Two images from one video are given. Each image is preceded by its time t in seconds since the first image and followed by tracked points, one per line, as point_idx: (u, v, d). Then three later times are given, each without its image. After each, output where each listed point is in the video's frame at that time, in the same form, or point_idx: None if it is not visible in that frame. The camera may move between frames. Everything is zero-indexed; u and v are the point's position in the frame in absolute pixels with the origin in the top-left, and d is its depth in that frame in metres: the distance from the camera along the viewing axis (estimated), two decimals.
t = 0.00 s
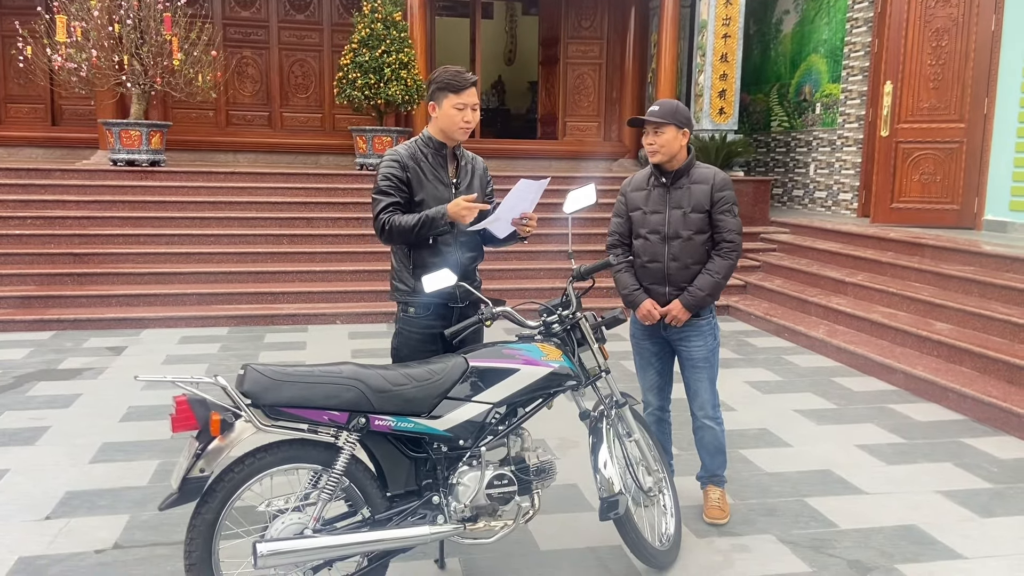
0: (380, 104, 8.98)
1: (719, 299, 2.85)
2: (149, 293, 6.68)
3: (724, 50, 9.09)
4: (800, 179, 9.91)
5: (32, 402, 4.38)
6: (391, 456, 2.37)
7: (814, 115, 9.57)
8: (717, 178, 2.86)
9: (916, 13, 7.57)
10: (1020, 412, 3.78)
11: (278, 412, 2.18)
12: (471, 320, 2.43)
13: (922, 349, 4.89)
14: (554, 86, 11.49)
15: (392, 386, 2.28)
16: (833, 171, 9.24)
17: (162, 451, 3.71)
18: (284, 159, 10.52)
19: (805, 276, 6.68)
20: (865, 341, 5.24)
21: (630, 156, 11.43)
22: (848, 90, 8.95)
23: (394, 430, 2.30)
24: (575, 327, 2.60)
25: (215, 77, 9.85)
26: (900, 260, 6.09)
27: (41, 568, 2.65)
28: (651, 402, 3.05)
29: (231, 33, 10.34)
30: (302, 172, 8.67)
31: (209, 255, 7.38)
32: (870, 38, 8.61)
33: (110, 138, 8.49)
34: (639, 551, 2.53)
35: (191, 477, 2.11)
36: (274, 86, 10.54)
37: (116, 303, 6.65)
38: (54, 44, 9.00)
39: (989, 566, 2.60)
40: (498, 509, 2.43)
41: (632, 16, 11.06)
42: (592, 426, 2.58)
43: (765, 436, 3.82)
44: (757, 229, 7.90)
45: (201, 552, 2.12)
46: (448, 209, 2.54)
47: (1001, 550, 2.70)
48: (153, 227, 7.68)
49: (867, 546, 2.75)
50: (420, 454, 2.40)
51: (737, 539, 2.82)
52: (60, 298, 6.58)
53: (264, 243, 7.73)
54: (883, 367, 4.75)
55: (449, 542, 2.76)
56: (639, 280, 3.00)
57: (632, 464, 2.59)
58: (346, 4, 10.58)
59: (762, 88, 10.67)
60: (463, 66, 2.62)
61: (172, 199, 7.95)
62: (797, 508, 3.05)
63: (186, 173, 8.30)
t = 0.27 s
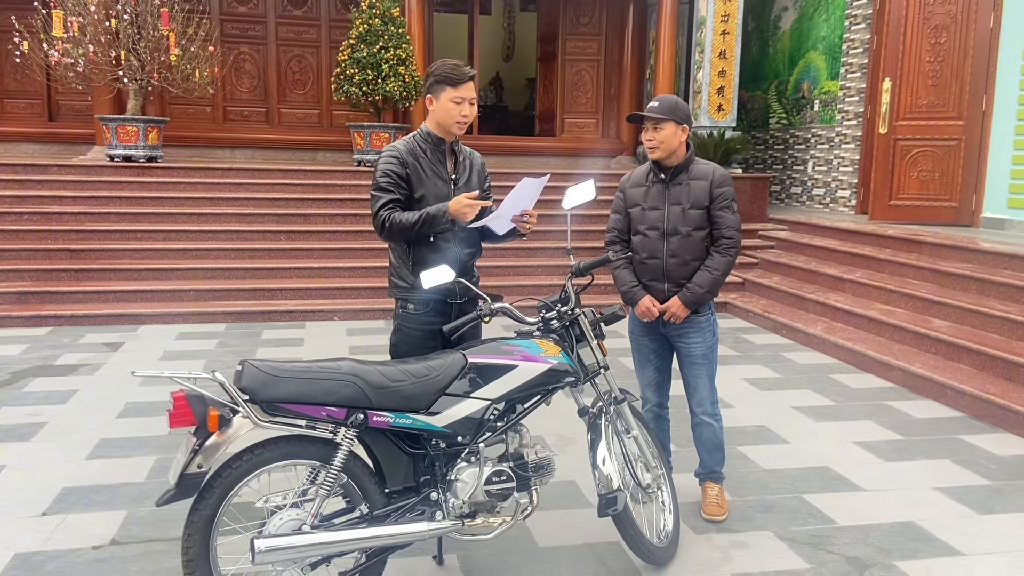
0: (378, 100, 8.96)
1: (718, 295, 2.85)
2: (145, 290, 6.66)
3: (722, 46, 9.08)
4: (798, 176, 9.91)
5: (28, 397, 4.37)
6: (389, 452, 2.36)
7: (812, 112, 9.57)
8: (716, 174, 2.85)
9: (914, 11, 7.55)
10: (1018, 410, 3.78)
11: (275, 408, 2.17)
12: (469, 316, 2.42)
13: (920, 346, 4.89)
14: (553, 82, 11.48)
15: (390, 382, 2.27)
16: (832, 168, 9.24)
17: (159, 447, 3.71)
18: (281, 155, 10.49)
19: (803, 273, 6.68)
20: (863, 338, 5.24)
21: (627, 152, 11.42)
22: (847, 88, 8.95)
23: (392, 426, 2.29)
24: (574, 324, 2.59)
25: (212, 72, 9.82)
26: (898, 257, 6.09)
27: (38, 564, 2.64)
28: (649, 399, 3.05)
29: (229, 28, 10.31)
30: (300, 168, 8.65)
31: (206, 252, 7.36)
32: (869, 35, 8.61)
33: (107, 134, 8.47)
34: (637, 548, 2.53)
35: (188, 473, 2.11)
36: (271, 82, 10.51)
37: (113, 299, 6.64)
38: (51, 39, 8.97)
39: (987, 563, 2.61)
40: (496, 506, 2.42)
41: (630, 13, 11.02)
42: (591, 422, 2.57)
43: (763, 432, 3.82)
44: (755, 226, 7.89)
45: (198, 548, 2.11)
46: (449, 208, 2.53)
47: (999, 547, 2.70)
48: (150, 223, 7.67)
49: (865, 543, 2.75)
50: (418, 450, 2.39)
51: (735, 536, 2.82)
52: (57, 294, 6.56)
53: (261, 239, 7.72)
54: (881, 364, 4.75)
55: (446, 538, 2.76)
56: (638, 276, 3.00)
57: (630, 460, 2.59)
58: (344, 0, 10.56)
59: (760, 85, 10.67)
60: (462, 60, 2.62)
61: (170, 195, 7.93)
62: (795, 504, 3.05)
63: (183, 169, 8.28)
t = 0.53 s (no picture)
0: (376, 99, 8.96)
1: (715, 295, 2.85)
2: (143, 288, 6.65)
3: (720, 45, 9.08)
4: (796, 175, 9.92)
5: (25, 396, 4.36)
6: (387, 451, 2.36)
7: (810, 112, 9.57)
8: (713, 173, 2.85)
9: (911, 10, 7.58)
10: (1015, 408, 3.79)
11: (273, 407, 2.17)
12: (467, 315, 2.42)
13: (917, 345, 4.90)
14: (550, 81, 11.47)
15: (388, 381, 2.27)
16: (829, 167, 9.25)
17: (156, 446, 3.70)
18: (279, 153, 10.46)
19: (800, 272, 6.69)
20: (861, 337, 5.25)
21: (625, 151, 11.41)
22: (844, 87, 8.96)
23: (389, 425, 2.29)
24: (572, 322, 2.59)
25: (210, 70, 9.80)
26: (895, 256, 6.10)
27: (35, 563, 2.64)
28: (647, 397, 3.05)
29: (226, 27, 10.28)
30: (297, 166, 8.64)
31: (203, 250, 7.35)
32: (866, 34, 8.61)
33: (104, 132, 8.45)
34: (635, 547, 2.53)
35: (185, 472, 2.10)
36: (269, 81, 10.50)
37: (110, 297, 6.62)
38: (48, 36, 8.95)
39: (984, 561, 2.61)
40: (494, 504, 2.42)
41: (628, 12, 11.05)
42: (588, 421, 2.57)
43: (760, 431, 3.82)
44: (753, 225, 7.90)
45: (195, 548, 2.11)
46: (449, 208, 2.53)
47: (997, 546, 2.70)
48: (147, 222, 7.65)
49: (862, 541, 2.75)
50: (416, 449, 2.39)
51: (732, 534, 2.82)
52: (54, 292, 6.55)
53: (258, 238, 7.70)
54: (878, 363, 4.76)
55: (444, 537, 2.75)
56: (635, 275, 3.00)
57: (628, 459, 2.58)
58: None
59: (758, 85, 10.67)
60: (457, 56, 2.61)
61: (167, 194, 7.92)
62: (792, 503, 3.06)
63: (180, 167, 8.26)
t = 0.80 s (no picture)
0: (374, 98, 8.96)
1: (713, 295, 2.85)
2: (140, 287, 6.64)
3: (718, 44, 9.07)
4: (793, 174, 9.92)
5: (23, 396, 4.35)
6: (384, 451, 2.36)
7: (808, 111, 9.58)
8: (711, 173, 2.85)
9: (909, 10, 7.58)
10: (1011, 408, 3.80)
11: (270, 407, 2.17)
12: (465, 315, 2.42)
13: (914, 344, 4.91)
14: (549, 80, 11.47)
15: (386, 381, 2.27)
16: (827, 166, 9.25)
17: (154, 446, 3.70)
18: (277, 152, 10.45)
19: (798, 271, 6.70)
20: (858, 336, 5.26)
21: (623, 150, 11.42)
22: (842, 86, 8.96)
23: (387, 425, 2.29)
24: (570, 322, 2.60)
25: (208, 69, 9.79)
26: (892, 255, 6.11)
27: (33, 563, 2.64)
28: (645, 397, 3.05)
29: (224, 26, 10.27)
30: (295, 166, 8.63)
31: (201, 249, 7.34)
32: (864, 33, 8.61)
33: (102, 131, 8.44)
34: (633, 546, 2.53)
35: (182, 473, 2.10)
36: (267, 80, 10.49)
37: (108, 297, 6.61)
38: (46, 35, 8.94)
39: (980, 561, 2.62)
40: (492, 504, 2.42)
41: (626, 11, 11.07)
42: (586, 421, 2.57)
43: (758, 431, 3.83)
44: (750, 224, 7.90)
45: (192, 548, 2.11)
46: (452, 207, 2.53)
47: (993, 545, 2.71)
48: (145, 221, 7.65)
49: (860, 540, 2.76)
50: (413, 449, 2.39)
51: (729, 534, 2.83)
52: (51, 292, 6.54)
53: (256, 237, 7.70)
54: (876, 362, 4.76)
55: (442, 537, 2.76)
56: (633, 275, 3.00)
57: (626, 459, 2.59)
58: None
59: (755, 84, 10.68)
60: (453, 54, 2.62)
61: (165, 193, 7.91)
62: (790, 502, 3.06)
63: (178, 166, 8.25)
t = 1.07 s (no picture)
0: (372, 97, 8.95)
1: (711, 293, 2.85)
2: (139, 287, 6.64)
3: (716, 43, 9.06)
4: (792, 173, 9.92)
5: (21, 396, 4.35)
6: (383, 450, 2.36)
7: (806, 109, 9.58)
8: (709, 171, 2.85)
9: (908, 8, 7.59)
10: (1010, 406, 3.80)
11: (269, 407, 2.17)
12: (463, 314, 2.42)
13: (913, 342, 4.91)
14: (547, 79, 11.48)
15: (384, 380, 2.27)
16: (825, 165, 9.25)
17: (152, 446, 3.69)
18: (275, 152, 10.45)
19: (796, 270, 6.70)
20: (856, 334, 5.27)
21: (621, 149, 11.42)
22: (840, 84, 8.97)
23: (385, 424, 2.29)
24: (567, 322, 2.60)
25: (206, 69, 9.78)
26: (891, 254, 6.11)
27: (31, 563, 2.63)
28: (643, 396, 3.05)
29: (222, 25, 10.26)
30: (293, 165, 8.62)
31: (200, 249, 7.34)
32: (862, 32, 8.61)
33: (100, 131, 8.43)
34: (631, 545, 2.53)
35: (180, 472, 2.10)
36: (265, 79, 10.48)
37: (106, 297, 6.61)
38: (44, 35, 8.92)
39: (979, 559, 2.62)
40: (490, 503, 2.42)
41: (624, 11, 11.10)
42: (584, 420, 2.58)
43: (757, 429, 3.83)
44: (749, 223, 7.90)
45: (190, 548, 2.11)
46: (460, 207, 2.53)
47: (991, 544, 2.71)
48: (143, 221, 7.64)
49: (858, 539, 2.76)
50: (412, 448, 2.39)
51: (728, 532, 2.83)
52: (50, 292, 6.53)
53: (255, 236, 7.70)
54: (874, 361, 4.77)
55: (440, 536, 2.76)
56: (631, 274, 3.00)
57: (624, 458, 2.59)
58: None
59: (754, 82, 10.67)
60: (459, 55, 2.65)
61: (163, 192, 7.91)
62: (788, 501, 3.06)
63: (176, 166, 8.25)
